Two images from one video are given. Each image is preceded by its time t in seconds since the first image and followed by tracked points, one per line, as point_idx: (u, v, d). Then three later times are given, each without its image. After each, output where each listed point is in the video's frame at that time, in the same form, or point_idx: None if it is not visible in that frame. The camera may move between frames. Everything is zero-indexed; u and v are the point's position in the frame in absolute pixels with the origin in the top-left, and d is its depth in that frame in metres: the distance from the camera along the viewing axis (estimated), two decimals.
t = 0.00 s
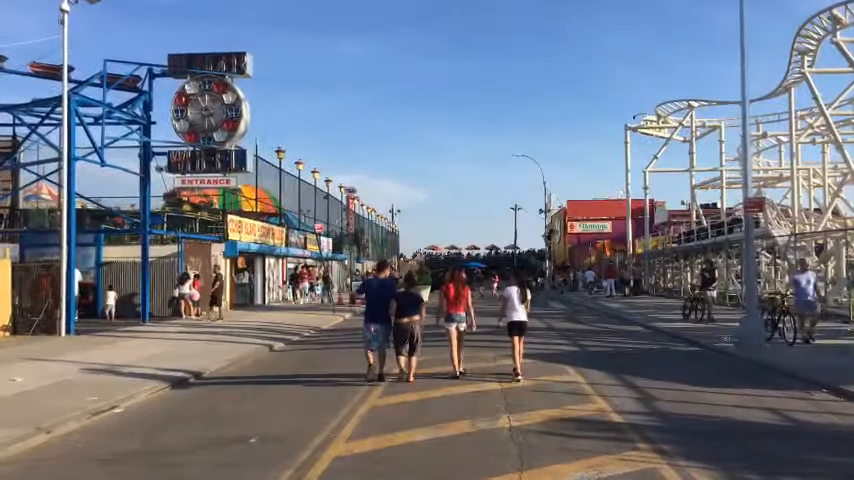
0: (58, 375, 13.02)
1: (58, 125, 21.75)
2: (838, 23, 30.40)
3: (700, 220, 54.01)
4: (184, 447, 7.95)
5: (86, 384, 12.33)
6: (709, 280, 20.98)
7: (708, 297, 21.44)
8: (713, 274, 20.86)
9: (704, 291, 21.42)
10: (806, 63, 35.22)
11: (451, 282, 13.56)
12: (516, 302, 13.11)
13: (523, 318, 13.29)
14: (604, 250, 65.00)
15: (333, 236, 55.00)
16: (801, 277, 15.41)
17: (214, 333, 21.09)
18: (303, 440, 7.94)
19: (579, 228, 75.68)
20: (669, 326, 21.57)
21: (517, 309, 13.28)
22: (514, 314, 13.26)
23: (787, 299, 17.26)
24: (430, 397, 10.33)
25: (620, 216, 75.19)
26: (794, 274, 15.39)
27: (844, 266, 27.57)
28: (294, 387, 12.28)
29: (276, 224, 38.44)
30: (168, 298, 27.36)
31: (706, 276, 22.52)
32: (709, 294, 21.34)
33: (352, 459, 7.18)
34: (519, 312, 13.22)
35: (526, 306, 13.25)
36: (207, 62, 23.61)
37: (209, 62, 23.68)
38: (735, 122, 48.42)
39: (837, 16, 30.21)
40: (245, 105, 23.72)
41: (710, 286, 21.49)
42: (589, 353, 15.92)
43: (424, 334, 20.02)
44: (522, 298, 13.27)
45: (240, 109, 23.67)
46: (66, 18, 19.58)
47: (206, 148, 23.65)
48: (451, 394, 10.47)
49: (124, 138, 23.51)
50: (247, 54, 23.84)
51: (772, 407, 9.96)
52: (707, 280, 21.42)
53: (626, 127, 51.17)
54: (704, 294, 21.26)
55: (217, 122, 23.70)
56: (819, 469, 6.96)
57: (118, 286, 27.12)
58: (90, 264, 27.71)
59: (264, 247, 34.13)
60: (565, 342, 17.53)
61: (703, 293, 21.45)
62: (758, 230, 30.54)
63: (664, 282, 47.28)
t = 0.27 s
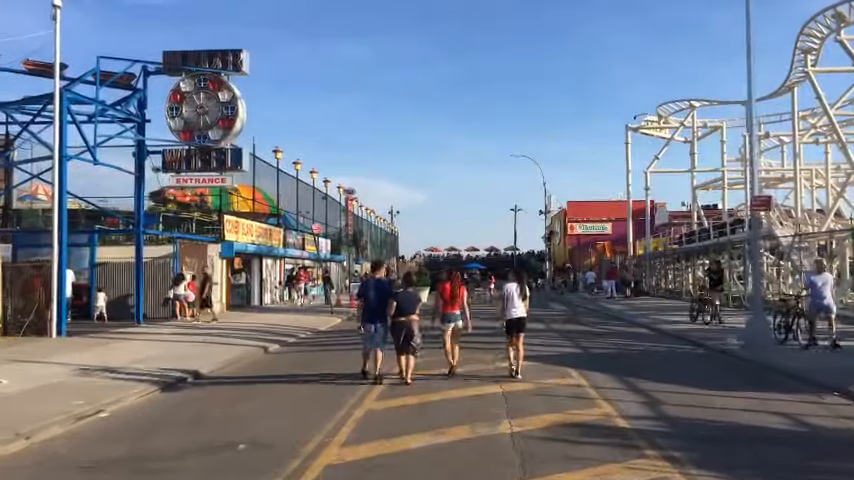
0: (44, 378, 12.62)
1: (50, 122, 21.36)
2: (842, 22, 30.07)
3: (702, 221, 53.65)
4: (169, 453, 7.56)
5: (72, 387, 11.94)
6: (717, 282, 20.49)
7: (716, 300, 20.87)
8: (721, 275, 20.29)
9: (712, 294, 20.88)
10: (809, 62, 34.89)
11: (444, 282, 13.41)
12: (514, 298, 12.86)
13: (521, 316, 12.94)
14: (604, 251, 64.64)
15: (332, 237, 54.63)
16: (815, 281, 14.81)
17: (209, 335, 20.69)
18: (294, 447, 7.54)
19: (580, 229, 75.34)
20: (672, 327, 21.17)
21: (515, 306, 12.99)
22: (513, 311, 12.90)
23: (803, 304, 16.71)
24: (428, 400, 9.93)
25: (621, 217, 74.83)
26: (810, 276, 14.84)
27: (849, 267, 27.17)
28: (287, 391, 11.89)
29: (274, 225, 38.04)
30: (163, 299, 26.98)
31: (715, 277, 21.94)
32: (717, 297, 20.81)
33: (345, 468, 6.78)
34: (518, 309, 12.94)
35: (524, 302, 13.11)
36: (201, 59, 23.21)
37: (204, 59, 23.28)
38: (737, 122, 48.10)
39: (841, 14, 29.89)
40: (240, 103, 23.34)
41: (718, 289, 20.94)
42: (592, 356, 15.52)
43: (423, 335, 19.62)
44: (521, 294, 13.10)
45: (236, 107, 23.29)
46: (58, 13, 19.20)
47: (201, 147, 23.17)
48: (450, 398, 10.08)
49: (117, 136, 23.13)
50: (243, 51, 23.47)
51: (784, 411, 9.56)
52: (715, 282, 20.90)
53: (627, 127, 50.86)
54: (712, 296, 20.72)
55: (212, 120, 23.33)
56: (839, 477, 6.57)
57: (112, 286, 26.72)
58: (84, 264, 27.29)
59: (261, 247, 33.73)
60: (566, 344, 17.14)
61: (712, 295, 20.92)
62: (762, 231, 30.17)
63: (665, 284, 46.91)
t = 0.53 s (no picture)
0: (33, 383, 12.30)
1: (42, 121, 21.02)
2: (846, 19, 29.72)
3: (703, 221, 53.30)
4: (157, 466, 7.26)
5: (61, 393, 11.62)
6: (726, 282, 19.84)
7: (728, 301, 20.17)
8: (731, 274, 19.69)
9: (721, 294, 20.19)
10: (812, 60, 34.53)
11: (440, 284, 13.19)
12: (514, 302, 12.85)
13: (519, 320, 12.97)
14: (604, 251, 64.29)
15: (330, 237, 54.27)
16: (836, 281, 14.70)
17: (204, 337, 20.37)
18: (286, 460, 7.23)
19: (580, 228, 75.00)
20: (674, 329, 20.86)
21: (513, 310, 13.01)
22: (512, 315, 12.94)
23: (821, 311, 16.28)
24: (427, 409, 9.61)
25: (621, 217, 74.49)
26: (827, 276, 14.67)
27: None
28: (282, 398, 11.58)
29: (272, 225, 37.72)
30: (159, 300, 26.65)
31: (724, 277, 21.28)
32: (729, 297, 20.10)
33: None
34: (515, 313, 12.99)
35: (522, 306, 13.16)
36: (198, 57, 22.85)
37: (200, 57, 22.91)
38: (739, 120, 47.76)
39: (845, 12, 29.54)
40: (237, 102, 23.02)
41: (727, 290, 20.30)
42: (595, 359, 15.21)
43: (421, 338, 19.29)
44: (519, 298, 13.12)
45: (233, 106, 22.98)
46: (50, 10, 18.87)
47: (197, 145, 22.79)
48: (449, 405, 9.77)
49: (112, 135, 22.81)
50: (240, 48, 23.14)
51: (795, 420, 9.25)
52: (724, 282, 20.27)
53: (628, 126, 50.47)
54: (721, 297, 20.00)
55: (209, 119, 23.00)
56: None
57: (107, 287, 26.38)
58: (79, 264, 26.91)
59: (259, 247, 33.40)
60: (568, 347, 16.83)
61: (722, 296, 20.27)
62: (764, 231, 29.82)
63: (666, 284, 46.58)
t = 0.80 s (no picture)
0: (22, 384, 12.00)
1: (36, 118, 20.71)
2: (849, 17, 29.43)
3: (703, 220, 53.04)
4: (145, 470, 6.95)
5: (50, 394, 11.30)
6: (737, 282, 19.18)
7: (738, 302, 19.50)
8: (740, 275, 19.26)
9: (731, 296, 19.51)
10: (815, 58, 34.24)
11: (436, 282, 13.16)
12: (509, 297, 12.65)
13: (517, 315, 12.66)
14: (604, 251, 64.01)
15: (329, 236, 53.97)
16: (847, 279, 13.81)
17: (200, 337, 20.07)
18: (279, 464, 6.93)
19: (579, 228, 74.73)
20: (677, 329, 20.55)
21: (511, 306, 12.77)
22: (508, 311, 12.69)
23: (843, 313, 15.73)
24: (425, 410, 9.32)
25: (621, 217, 74.21)
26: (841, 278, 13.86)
27: None
28: (278, 398, 11.26)
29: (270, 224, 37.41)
30: (155, 299, 26.32)
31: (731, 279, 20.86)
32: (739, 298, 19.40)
33: None
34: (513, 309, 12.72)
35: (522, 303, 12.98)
36: (194, 53, 22.62)
37: (197, 53, 22.70)
38: (740, 119, 47.48)
39: (849, 9, 29.26)
40: (234, 98, 22.69)
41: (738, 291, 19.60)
42: (598, 360, 14.89)
43: (420, 338, 18.98)
44: (516, 293, 12.92)
45: (229, 102, 22.64)
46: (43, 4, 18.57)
47: (193, 142, 22.50)
48: (449, 407, 9.47)
49: (107, 131, 22.51)
50: (237, 44, 22.83)
51: (807, 422, 8.94)
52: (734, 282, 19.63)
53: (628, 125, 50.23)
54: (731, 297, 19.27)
55: (205, 116, 22.67)
56: None
57: (103, 287, 26.07)
58: (75, 263, 26.23)
59: (257, 247, 33.06)
60: (569, 347, 16.50)
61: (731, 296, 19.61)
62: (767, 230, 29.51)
63: (667, 284, 46.31)
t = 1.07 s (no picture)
0: (9, 389, 11.60)
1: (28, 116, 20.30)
2: None
3: (705, 221, 52.62)
4: None
5: (37, 400, 10.90)
6: (748, 284, 18.54)
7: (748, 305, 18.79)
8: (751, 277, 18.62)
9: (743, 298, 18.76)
10: (819, 57, 33.83)
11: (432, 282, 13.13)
12: (509, 300, 12.47)
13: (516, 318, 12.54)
14: (605, 252, 63.60)
15: (328, 237, 53.56)
16: None
17: (196, 339, 19.67)
18: None
19: (580, 229, 74.31)
20: (683, 331, 20.14)
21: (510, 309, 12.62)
22: (508, 314, 12.55)
23: None
24: (426, 418, 8.91)
25: (622, 217, 73.80)
26: None
27: None
28: (273, 405, 10.85)
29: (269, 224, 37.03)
30: (150, 301, 25.93)
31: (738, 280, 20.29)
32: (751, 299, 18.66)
33: None
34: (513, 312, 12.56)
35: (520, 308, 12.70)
36: (190, 50, 22.48)
37: (192, 50, 22.52)
38: (743, 118, 47.11)
39: None
40: (231, 96, 22.30)
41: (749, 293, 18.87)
42: (603, 363, 14.48)
43: (420, 340, 18.58)
44: (516, 297, 12.72)
45: (226, 100, 22.26)
46: None
47: (189, 141, 22.04)
48: (450, 415, 9.07)
49: (102, 130, 22.10)
50: (233, 41, 22.46)
51: (826, 431, 8.55)
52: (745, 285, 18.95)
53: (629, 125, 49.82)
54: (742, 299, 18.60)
55: (201, 114, 22.28)
56: None
57: (98, 287, 25.66)
58: (69, 264, 26.08)
59: (255, 247, 32.67)
60: (573, 349, 16.09)
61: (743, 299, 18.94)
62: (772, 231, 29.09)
63: (669, 285, 45.88)
